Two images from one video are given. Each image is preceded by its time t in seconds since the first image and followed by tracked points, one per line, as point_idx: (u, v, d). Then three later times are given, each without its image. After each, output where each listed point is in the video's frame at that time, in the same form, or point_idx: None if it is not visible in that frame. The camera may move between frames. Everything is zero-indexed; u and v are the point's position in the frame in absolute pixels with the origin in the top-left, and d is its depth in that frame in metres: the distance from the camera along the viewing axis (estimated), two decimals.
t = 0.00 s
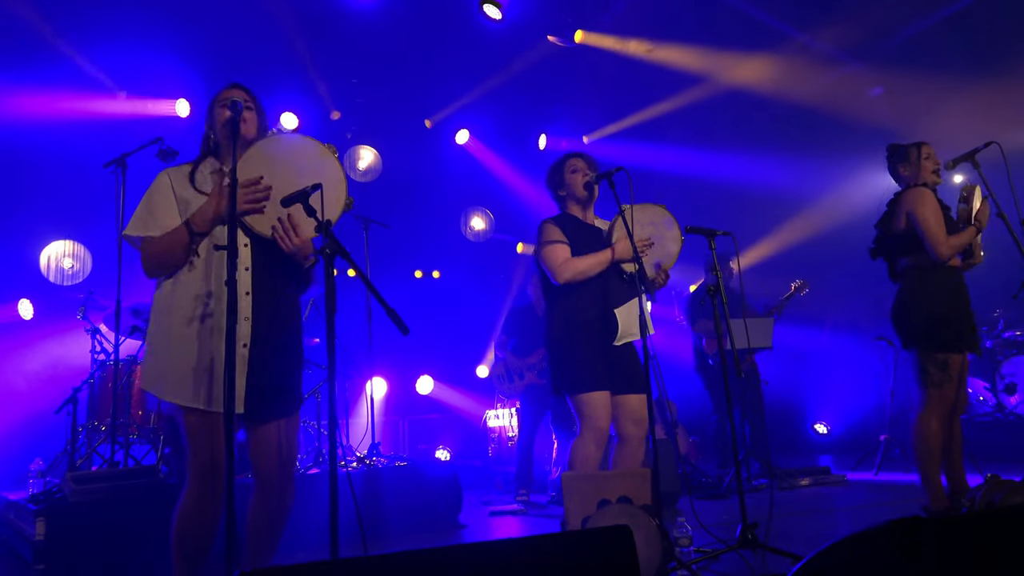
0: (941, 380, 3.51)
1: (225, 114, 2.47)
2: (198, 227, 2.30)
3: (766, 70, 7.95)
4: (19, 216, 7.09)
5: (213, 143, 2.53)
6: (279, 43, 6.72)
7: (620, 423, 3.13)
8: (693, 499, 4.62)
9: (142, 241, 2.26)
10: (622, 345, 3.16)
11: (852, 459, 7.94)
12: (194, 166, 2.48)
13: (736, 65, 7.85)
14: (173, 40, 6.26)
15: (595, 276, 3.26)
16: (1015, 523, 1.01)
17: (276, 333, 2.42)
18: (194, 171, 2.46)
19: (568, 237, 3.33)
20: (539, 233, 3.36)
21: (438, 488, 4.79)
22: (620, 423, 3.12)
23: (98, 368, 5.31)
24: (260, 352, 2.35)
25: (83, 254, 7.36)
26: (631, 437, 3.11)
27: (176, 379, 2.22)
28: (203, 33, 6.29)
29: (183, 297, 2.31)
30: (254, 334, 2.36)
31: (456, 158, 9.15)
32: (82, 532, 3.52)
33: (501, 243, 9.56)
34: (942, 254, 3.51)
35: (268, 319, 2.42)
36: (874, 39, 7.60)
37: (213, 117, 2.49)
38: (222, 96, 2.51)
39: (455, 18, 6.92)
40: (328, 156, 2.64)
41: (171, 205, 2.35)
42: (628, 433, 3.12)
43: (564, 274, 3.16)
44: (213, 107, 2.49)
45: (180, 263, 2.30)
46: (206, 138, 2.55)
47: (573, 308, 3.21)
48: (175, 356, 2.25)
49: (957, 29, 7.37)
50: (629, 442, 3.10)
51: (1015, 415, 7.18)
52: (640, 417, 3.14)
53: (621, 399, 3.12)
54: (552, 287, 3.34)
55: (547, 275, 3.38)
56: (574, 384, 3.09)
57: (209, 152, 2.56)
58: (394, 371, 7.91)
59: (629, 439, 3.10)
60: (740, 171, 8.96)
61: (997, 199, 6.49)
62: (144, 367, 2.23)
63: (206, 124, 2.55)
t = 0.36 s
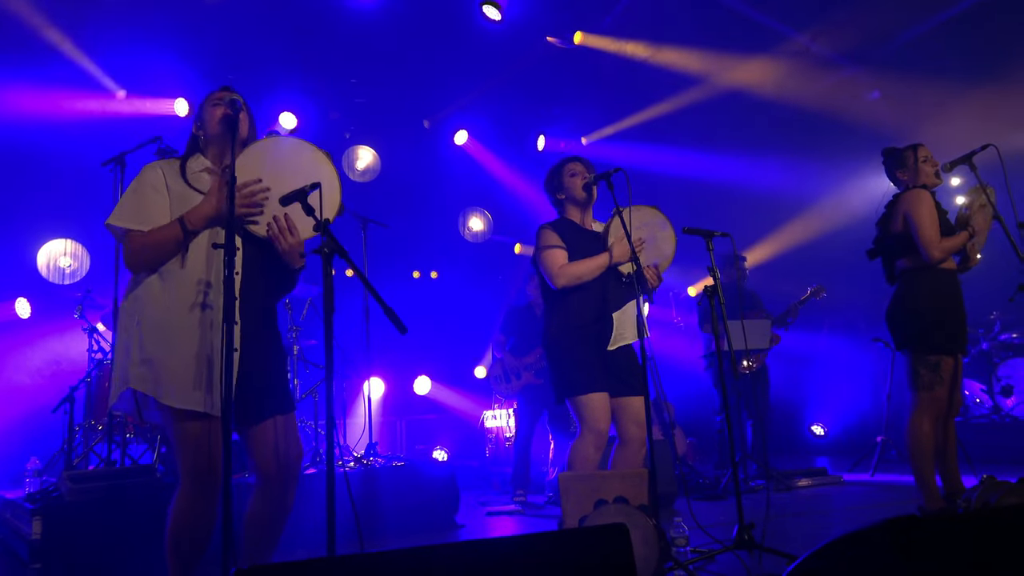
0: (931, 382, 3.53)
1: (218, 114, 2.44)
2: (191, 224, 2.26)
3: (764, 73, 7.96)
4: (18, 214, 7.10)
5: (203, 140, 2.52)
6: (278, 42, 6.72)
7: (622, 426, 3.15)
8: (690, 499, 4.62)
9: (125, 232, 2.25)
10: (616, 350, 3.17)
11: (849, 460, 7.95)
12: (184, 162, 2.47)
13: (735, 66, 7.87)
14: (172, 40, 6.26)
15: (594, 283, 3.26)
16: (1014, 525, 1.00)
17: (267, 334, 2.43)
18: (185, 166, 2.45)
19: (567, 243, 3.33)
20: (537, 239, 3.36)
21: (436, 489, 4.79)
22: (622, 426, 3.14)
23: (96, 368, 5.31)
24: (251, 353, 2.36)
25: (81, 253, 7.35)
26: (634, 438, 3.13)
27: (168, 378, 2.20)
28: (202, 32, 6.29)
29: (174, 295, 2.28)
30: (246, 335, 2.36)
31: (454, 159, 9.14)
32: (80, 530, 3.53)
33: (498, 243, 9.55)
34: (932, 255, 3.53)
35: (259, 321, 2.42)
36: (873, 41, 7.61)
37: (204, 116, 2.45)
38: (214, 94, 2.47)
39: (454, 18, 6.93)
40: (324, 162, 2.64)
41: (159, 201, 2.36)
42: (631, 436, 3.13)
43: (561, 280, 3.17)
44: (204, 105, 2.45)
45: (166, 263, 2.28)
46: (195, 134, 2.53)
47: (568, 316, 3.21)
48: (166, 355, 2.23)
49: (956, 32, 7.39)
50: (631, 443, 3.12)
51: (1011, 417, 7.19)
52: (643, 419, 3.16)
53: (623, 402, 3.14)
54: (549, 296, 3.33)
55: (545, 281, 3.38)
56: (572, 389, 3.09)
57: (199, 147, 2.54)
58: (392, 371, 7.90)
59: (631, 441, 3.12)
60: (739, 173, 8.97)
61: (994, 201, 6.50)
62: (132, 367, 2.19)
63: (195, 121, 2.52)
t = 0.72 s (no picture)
0: (932, 384, 3.53)
1: (216, 98, 2.46)
2: (192, 201, 2.21)
3: (767, 73, 7.96)
4: (19, 206, 7.09)
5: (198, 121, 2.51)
6: (281, 38, 6.73)
7: (603, 420, 3.15)
8: (689, 499, 4.63)
9: (120, 203, 2.22)
10: (614, 338, 3.18)
11: (847, 461, 7.94)
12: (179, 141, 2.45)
13: (737, 67, 7.87)
14: (175, 34, 6.26)
15: (590, 272, 3.25)
16: (1013, 526, 0.98)
17: (264, 322, 2.43)
18: (181, 146, 2.44)
19: (566, 230, 3.33)
20: (536, 225, 3.36)
21: (435, 486, 4.79)
22: (605, 420, 3.14)
23: (96, 361, 5.31)
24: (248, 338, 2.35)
25: (83, 248, 7.34)
26: (615, 432, 3.15)
27: (167, 360, 2.19)
28: (206, 27, 6.29)
29: (175, 276, 2.27)
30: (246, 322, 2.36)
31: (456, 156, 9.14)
32: (82, 522, 3.54)
33: (499, 241, 9.55)
34: (936, 258, 3.52)
35: (257, 308, 2.42)
36: (875, 43, 7.61)
37: (200, 98, 2.46)
38: (208, 77, 2.48)
39: (458, 16, 6.92)
40: (325, 152, 2.65)
41: (157, 170, 2.31)
42: (611, 429, 3.15)
43: (559, 265, 3.16)
44: (200, 89, 2.46)
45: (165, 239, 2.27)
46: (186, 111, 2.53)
47: (567, 301, 3.20)
48: (165, 335, 2.21)
49: (958, 35, 7.38)
50: (613, 436, 3.14)
51: (1010, 420, 7.18)
52: (624, 413, 3.17)
53: (609, 394, 3.14)
54: (547, 280, 3.34)
55: (543, 268, 3.38)
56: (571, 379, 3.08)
57: (193, 128, 2.54)
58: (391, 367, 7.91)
59: (613, 434, 3.14)
60: (740, 174, 8.98)
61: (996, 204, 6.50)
62: (131, 345, 2.17)
63: (187, 101, 2.51)
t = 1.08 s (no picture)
0: (934, 382, 3.53)
1: (215, 89, 2.46)
2: (181, 177, 2.20)
3: (768, 72, 7.96)
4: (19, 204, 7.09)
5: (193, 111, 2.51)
6: (282, 36, 6.73)
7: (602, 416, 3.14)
8: (689, 497, 4.63)
9: (113, 194, 2.23)
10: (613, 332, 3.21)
11: (847, 460, 7.94)
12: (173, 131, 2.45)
13: (737, 65, 7.87)
14: (176, 32, 6.25)
15: (587, 267, 3.25)
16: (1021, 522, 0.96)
17: (254, 312, 2.43)
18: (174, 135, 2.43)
19: (565, 221, 3.32)
20: (536, 216, 3.35)
21: (435, 483, 4.79)
22: (605, 415, 3.13)
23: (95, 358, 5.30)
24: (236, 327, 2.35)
25: (84, 245, 7.37)
26: (618, 429, 3.12)
27: (161, 350, 2.17)
28: (207, 25, 6.29)
29: (170, 265, 2.26)
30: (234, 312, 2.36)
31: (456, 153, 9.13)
32: (85, 516, 3.55)
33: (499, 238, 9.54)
34: (937, 255, 3.52)
35: (247, 297, 2.41)
36: (876, 41, 7.59)
37: (197, 87, 2.46)
38: (207, 67, 2.49)
39: (459, 14, 6.92)
40: (321, 147, 2.67)
41: (150, 159, 2.32)
42: (612, 426, 3.12)
43: (559, 255, 3.15)
44: (197, 79, 2.47)
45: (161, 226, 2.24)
46: (180, 100, 2.51)
47: (563, 293, 3.21)
48: (159, 325, 2.19)
49: (960, 33, 7.37)
50: (615, 433, 3.12)
51: (1011, 419, 7.18)
52: (624, 409, 3.14)
53: (606, 389, 3.12)
54: (543, 272, 3.33)
55: (540, 258, 3.38)
56: (567, 376, 3.09)
57: (188, 117, 2.53)
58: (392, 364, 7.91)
59: (614, 431, 3.12)
60: (741, 173, 8.96)
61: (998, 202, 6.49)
62: (125, 334, 2.14)
63: (181, 88, 2.50)
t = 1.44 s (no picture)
0: (937, 376, 3.52)
1: (215, 81, 2.46)
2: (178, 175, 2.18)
3: (769, 66, 7.94)
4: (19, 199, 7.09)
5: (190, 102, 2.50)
6: (282, 30, 6.71)
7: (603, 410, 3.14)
8: (690, 491, 4.63)
9: (108, 190, 2.21)
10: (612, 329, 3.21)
11: (849, 454, 7.94)
12: (167, 124, 2.44)
13: (738, 59, 7.84)
14: (176, 26, 6.24)
15: (586, 263, 3.24)
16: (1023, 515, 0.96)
17: (251, 309, 2.43)
18: (169, 129, 2.43)
19: (565, 216, 3.31)
20: (536, 210, 3.34)
21: (436, 477, 4.79)
22: (608, 408, 3.13)
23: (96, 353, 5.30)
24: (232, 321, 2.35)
25: (85, 240, 7.30)
26: (620, 423, 3.13)
27: (158, 346, 2.17)
28: (207, 19, 6.28)
29: (166, 261, 2.26)
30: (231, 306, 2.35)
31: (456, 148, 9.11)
32: (88, 510, 3.56)
33: (500, 233, 9.53)
34: (940, 249, 3.51)
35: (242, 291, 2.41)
36: (878, 35, 7.56)
37: (197, 79, 2.45)
38: (207, 59, 2.48)
39: (460, 8, 6.90)
40: (318, 142, 2.67)
41: (145, 154, 2.31)
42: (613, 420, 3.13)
43: (559, 252, 3.13)
44: (196, 70, 2.46)
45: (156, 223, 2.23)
46: (175, 93, 2.51)
47: (563, 289, 3.20)
48: (156, 321, 2.19)
49: (961, 28, 7.33)
50: (618, 427, 3.12)
51: (1013, 412, 7.17)
52: (626, 405, 3.15)
53: (605, 383, 3.12)
54: (541, 269, 3.33)
55: (540, 253, 3.36)
56: (567, 371, 3.09)
57: (183, 109, 2.52)
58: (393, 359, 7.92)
59: (617, 425, 3.12)
60: (743, 168, 8.98)
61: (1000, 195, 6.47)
62: (122, 330, 2.14)
63: (179, 77, 2.49)
